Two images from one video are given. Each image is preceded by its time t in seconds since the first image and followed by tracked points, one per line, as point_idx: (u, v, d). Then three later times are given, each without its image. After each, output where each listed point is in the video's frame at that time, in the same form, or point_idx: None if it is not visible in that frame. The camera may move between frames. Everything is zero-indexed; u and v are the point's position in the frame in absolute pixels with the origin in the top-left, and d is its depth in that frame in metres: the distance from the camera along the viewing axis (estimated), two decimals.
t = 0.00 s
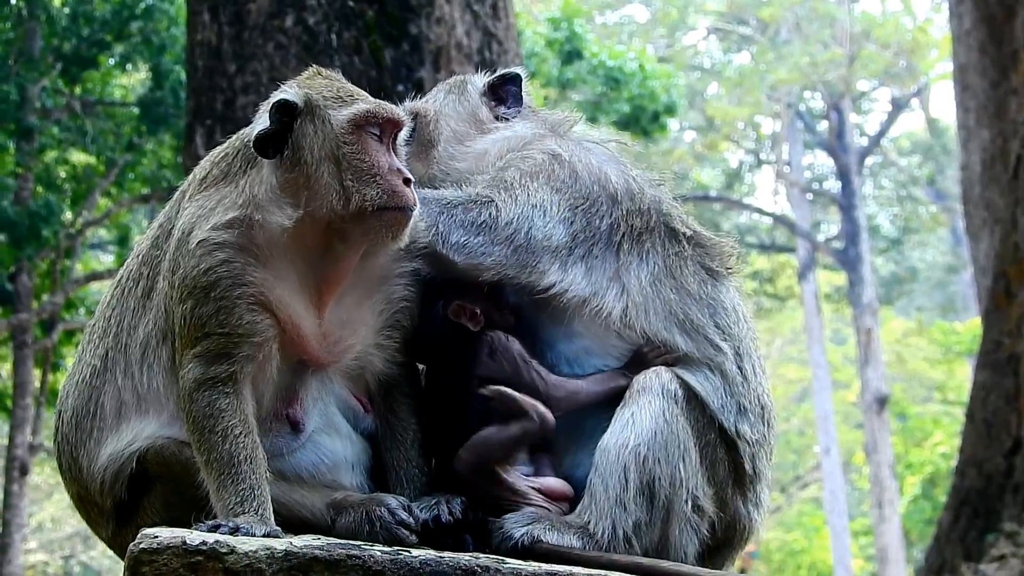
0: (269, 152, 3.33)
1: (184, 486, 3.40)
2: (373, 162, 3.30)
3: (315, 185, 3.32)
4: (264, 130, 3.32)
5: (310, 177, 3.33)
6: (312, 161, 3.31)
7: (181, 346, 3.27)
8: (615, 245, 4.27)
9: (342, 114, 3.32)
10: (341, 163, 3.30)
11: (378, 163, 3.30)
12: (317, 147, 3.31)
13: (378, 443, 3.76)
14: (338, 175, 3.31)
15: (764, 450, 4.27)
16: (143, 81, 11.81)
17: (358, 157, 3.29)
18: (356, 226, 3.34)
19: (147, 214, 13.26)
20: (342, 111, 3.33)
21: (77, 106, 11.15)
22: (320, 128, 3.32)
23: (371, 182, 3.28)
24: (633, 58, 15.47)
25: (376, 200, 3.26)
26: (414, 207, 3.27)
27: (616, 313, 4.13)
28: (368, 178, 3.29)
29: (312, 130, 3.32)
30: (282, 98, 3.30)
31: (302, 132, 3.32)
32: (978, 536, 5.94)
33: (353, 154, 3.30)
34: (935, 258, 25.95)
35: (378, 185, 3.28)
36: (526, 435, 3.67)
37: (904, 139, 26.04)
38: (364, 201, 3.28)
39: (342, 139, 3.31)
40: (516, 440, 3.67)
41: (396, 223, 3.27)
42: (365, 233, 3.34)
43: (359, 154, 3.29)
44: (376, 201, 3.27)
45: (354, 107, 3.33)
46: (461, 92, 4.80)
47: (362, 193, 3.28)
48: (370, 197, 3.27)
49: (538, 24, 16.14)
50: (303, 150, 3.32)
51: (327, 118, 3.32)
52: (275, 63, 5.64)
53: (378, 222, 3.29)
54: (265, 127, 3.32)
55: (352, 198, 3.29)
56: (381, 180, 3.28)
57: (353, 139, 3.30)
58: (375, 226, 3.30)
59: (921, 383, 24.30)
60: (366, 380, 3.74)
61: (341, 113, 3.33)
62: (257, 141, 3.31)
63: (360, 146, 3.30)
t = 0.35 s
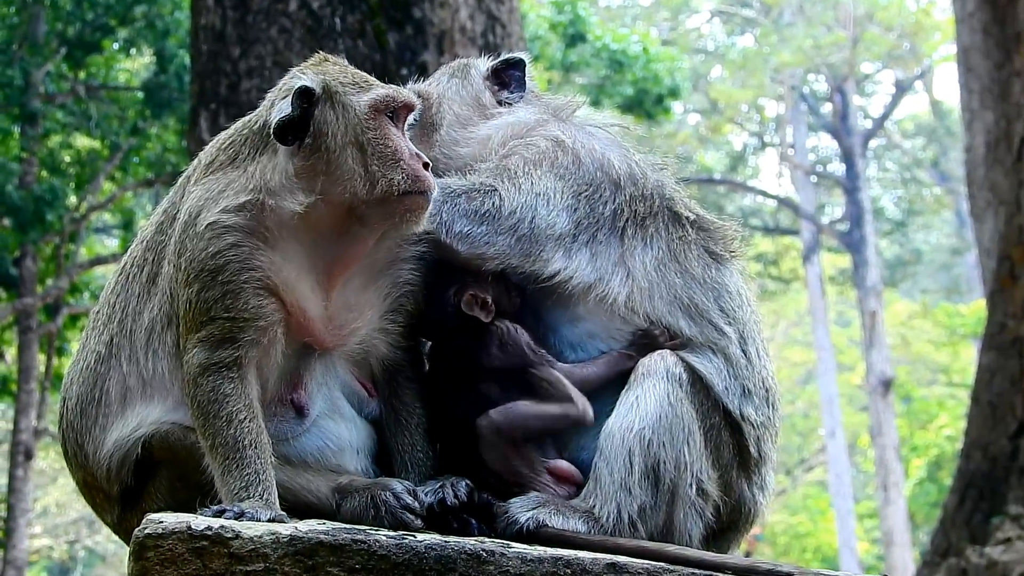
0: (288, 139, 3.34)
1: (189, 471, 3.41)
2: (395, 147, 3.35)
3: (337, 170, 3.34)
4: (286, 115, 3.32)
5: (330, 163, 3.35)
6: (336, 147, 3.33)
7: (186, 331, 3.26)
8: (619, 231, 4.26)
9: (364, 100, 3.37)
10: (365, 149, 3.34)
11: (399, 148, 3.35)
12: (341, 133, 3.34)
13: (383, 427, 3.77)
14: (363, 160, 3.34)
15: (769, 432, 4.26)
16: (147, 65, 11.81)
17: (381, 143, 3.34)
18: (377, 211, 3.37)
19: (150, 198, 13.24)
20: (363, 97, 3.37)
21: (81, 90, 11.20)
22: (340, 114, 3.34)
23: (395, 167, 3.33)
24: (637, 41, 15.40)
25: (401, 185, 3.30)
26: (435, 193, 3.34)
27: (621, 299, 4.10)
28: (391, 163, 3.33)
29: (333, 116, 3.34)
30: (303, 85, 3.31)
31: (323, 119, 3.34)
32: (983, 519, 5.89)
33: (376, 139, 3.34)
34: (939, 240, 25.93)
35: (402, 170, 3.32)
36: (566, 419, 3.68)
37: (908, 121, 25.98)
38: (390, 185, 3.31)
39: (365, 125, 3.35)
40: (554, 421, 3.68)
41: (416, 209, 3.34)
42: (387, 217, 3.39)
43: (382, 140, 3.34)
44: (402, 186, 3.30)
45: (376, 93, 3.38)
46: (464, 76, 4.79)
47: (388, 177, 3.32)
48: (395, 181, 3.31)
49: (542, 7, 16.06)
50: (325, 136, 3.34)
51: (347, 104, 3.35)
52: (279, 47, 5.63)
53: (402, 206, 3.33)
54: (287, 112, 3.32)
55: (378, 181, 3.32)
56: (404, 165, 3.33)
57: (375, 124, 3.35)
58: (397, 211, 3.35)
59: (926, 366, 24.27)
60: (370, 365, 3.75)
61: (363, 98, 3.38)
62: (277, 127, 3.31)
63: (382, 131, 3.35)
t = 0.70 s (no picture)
0: (297, 137, 3.35)
1: (194, 468, 3.41)
2: (404, 144, 3.41)
3: (342, 167, 3.38)
4: (294, 114, 3.33)
5: (339, 159, 3.38)
6: (344, 144, 3.38)
7: (189, 328, 3.26)
8: (620, 228, 4.25)
9: (371, 97, 3.42)
10: (374, 146, 3.39)
11: (407, 145, 3.41)
12: (350, 130, 3.38)
13: (387, 425, 3.77)
14: (372, 157, 3.39)
15: (773, 427, 4.26)
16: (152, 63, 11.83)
17: (390, 139, 3.40)
18: (388, 206, 3.42)
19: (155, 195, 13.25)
20: (369, 93, 3.42)
21: (85, 88, 11.19)
22: (349, 111, 3.39)
23: (404, 162, 3.39)
24: (641, 37, 15.39)
25: (412, 180, 3.37)
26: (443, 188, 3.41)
27: (623, 296, 4.09)
28: (401, 159, 3.39)
29: (341, 113, 3.39)
30: (309, 84, 3.33)
31: (330, 116, 3.38)
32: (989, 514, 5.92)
33: (385, 136, 3.40)
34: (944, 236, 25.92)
35: (411, 166, 3.39)
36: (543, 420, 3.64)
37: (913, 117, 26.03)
38: (399, 182, 3.38)
39: (372, 122, 3.40)
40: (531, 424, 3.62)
41: (427, 203, 3.40)
42: (396, 213, 3.43)
43: (390, 136, 3.40)
44: (411, 182, 3.37)
45: (382, 90, 3.44)
46: (463, 73, 4.75)
47: (398, 174, 3.38)
48: (405, 177, 3.37)
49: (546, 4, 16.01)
50: (333, 134, 3.37)
51: (354, 101, 3.40)
52: (283, 45, 5.63)
53: (411, 203, 3.39)
54: (295, 110, 3.33)
55: (387, 179, 3.38)
56: (413, 160, 3.39)
57: (382, 120, 3.41)
58: (408, 206, 3.40)
59: (931, 362, 24.24)
60: (373, 362, 3.75)
61: (369, 95, 3.42)
62: (285, 126, 3.32)
63: (390, 127, 3.41)
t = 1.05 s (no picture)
0: (304, 137, 3.35)
1: (199, 468, 3.41)
2: (411, 143, 3.43)
3: (350, 166, 3.39)
4: (300, 114, 3.33)
5: (347, 158, 3.39)
6: (352, 144, 3.39)
7: (194, 327, 3.26)
8: (626, 227, 4.25)
9: (377, 95, 3.43)
10: (382, 143, 3.40)
11: (415, 143, 3.43)
12: (358, 128, 3.40)
13: (393, 423, 3.77)
14: (380, 155, 3.40)
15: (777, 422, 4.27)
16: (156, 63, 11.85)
17: (398, 137, 3.41)
18: (396, 204, 3.43)
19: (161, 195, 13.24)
20: (376, 92, 3.43)
21: (90, 89, 11.17)
22: (356, 109, 3.40)
23: (413, 161, 3.40)
24: (645, 36, 15.39)
25: (420, 179, 3.38)
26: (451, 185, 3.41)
27: (630, 295, 4.09)
28: (409, 158, 3.40)
29: (348, 112, 3.39)
30: (316, 84, 3.34)
31: (337, 116, 3.39)
32: (994, 512, 5.90)
33: (393, 135, 3.41)
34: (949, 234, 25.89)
35: (420, 164, 3.40)
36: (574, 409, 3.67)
37: (917, 116, 26.12)
38: (408, 180, 3.38)
39: (379, 121, 3.41)
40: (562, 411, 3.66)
41: (435, 201, 3.42)
42: (404, 211, 3.44)
43: (397, 135, 3.41)
44: (419, 180, 3.38)
45: (389, 88, 3.45)
46: (468, 72, 4.74)
47: (406, 172, 3.39)
48: (414, 175, 3.38)
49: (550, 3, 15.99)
50: (341, 134, 3.38)
51: (361, 100, 3.41)
52: (287, 45, 5.63)
53: (419, 201, 3.41)
54: (302, 110, 3.34)
55: (395, 177, 3.39)
56: (421, 159, 3.41)
57: (390, 118, 3.42)
58: (417, 204, 3.41)
59: (936, 360, 24.21)
60: (379, 360, 3.75)
61: (376, 93, 3.44)
62: (292, 126, 3.32)
63: (397, 126, 3.42)
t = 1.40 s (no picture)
0: (313, 137, 3.35)
1: (203, 467, 3.42)
2: (420, 141, 3.40)
3: (357, 164, 3.37)
4: (309, 115, 3.33)
5: (355, 157, 3.37)
6: (361, 143, 3.36)
7: (199, 324, 3.26)
8: (627, 225, 4.24)
9: (386, 94, 3.41)
10: (391, 142, 3.38)
11: (424, 142, 3.40)
12: (367, 127, 3.37)
13: (397, 421, 3.75)
14: (389, 153, 3.38)
15: (781, 419, 4.27)
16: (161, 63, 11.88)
17: (407, 135, 3.39)
18: (405, 203, 3.41)
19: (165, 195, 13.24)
20: (385, 90, 3.42)
21: (94, 89, 11.21)
22: (364, 108, 3.37)
23: (423, 159, 3.37)
24: (650, 35, 15.38)
25: (430, 176, 3.34)
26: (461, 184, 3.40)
27: (632, 293, 4.08)
28: (418, 155, 3.38)
29: (356, 111, 3.37)
30: (325, 84, 3.33)
31: (345, 114, 3.37)
32: (999, 511, 5.90)
33: (402, 133, 3.39)
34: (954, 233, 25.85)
35: (429, 161, 3.37)
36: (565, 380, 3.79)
37: (921, 115, 26.06)
38: (417, 178, 3.36)
39: (389, 118, 3.39)
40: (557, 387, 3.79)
41: (445, 199, 3.38)
42: (412, 212, 3.42)
43: (407, 132, 3.39)
44: (429, 177, 3.35)
45: (397, 87, 3.43)
46: (470, 68, 4.71)
47: (415, 170, 3.36)
48: (424, 173, 3.35)
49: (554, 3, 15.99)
50: (350, 132, 3.36)
51: (370, 98, 3.39)
52: (292, 44, 5.63)
53: (428, 200, 3.38)
54: (310, 111, 3.32)
55: (404, 175, 3.36)
56: (430, 156, 3.38)
57: (399, 117, 3.40)
58: (426, 202, 3.38)
59: (942, 358, 24.17)
60: (385, 360, 3.73)
61: (385, 91, 3.42)
62: (301, 127, 3.32)
63: (406, 124, 3.40)
